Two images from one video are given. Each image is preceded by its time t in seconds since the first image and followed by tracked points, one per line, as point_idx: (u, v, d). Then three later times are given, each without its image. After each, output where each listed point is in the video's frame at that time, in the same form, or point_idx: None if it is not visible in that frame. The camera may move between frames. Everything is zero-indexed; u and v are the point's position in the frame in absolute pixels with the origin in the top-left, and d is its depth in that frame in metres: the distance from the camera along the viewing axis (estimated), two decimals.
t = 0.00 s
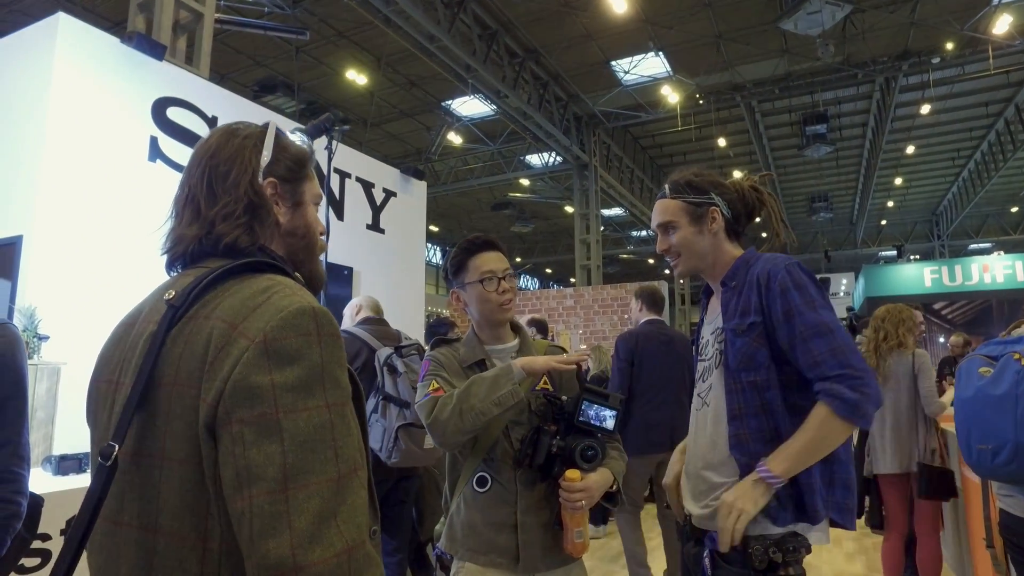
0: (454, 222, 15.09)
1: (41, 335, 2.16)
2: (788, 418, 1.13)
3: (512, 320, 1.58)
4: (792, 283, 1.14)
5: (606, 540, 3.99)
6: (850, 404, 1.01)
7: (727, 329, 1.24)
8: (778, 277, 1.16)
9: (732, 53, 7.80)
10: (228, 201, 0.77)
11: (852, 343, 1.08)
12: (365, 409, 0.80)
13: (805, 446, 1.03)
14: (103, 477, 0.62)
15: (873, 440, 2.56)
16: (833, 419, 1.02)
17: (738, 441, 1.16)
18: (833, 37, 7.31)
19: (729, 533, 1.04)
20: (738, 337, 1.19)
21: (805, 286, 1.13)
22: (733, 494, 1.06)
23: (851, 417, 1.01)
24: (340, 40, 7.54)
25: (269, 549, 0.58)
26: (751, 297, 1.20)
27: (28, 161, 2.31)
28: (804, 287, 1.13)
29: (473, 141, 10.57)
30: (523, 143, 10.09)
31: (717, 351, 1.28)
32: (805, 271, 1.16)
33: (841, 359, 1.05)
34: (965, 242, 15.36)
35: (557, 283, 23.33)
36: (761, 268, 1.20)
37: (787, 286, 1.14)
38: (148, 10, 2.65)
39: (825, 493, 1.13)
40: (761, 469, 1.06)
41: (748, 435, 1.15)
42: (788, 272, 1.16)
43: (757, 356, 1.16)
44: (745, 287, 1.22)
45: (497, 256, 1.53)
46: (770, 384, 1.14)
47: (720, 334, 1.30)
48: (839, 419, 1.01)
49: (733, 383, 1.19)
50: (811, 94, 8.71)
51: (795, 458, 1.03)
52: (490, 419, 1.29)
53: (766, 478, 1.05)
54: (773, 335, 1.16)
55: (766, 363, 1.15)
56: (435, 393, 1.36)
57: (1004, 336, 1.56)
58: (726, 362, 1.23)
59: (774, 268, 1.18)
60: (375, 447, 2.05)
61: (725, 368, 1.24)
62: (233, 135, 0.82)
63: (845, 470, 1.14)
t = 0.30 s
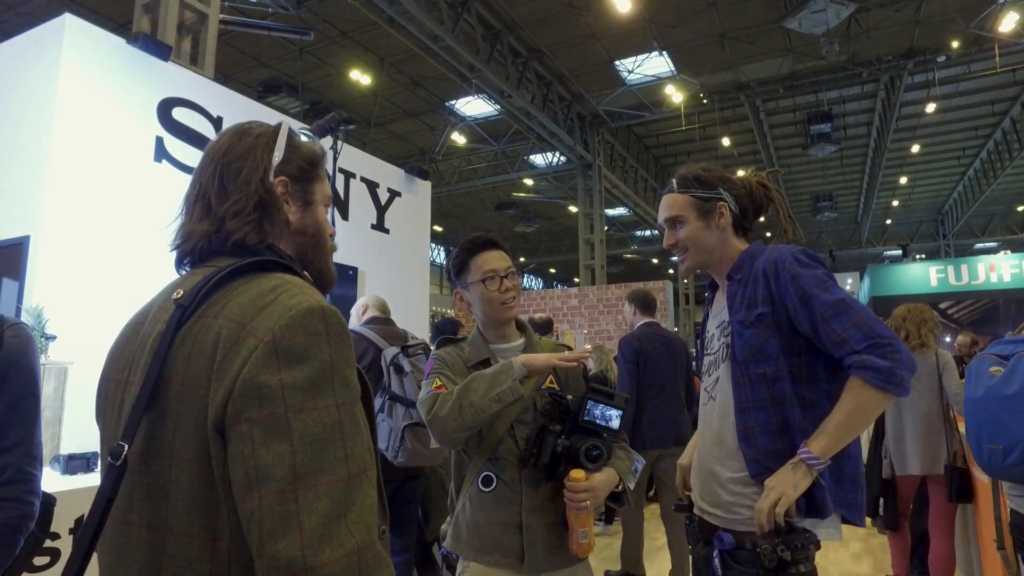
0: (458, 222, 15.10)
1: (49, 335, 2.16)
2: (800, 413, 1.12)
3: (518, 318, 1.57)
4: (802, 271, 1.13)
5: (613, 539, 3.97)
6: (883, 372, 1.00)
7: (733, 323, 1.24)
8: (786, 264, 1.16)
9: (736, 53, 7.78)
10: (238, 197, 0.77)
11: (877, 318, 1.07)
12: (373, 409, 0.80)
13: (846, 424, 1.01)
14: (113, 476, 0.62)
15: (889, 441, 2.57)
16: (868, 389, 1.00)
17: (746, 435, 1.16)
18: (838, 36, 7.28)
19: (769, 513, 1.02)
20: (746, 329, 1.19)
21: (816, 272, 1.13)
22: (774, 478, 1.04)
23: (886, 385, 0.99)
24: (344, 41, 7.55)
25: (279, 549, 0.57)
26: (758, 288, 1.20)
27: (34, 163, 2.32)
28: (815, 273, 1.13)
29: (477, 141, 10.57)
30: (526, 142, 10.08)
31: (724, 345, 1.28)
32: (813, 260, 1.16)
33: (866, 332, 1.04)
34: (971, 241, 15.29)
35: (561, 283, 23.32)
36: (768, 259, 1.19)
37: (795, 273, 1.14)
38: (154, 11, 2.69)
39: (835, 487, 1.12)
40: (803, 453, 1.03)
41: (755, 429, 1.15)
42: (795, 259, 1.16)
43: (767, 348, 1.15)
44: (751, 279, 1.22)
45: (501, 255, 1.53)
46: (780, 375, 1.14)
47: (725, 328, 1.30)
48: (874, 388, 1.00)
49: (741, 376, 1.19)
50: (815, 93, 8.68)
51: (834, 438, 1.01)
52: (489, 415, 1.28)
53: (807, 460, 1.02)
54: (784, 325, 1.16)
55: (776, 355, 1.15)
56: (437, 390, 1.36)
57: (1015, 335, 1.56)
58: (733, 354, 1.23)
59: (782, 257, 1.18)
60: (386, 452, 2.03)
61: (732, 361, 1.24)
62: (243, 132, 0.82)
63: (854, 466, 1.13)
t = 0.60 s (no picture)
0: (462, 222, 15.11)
1: (55, 334, 2.17)
2: (808, 409, 1.12)
3: (520, 317, 1.57)
4: (806, 267, 1.13)
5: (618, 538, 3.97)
6: (891, 373, 0.99)
7: (737, 320, 1.24)
8: (791, 261, 1.16)
9: (739, 52, 7.77)
10: (245, 195, 0.77)
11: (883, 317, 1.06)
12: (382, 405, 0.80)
13: (854, 424, 1.01)
14: (124, 473, 0.63)
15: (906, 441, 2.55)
16: (874, 390, 1.00)
17: (751, 432, 1.16)
18: (842, 35, 7.25)
19: (790, 517, 1.02)
20: (750, 326, 1.19)
21: (821, 269, 1.13)
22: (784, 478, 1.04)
23: (893, 386, 0.99)
24: (347, 41, 7.57)
25: (290, 547, 0.58)
26: (763, 285, 1.19)
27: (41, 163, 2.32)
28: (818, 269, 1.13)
29: (481, 141, 10.58)
30: (530, 142, 10.09)
31: (728, 342, 1.28)
32: (817, 256, 1.16)
33: (872, 331, 1.03)
34: (976, 240, 15.24)
35: (565, 283, 23.31)
36: (772, 256, 1.20)
37: (800, 271, 1.13)
38: (158, 12, 2.73)
39: (842, 485, 1.11)
40: (813, 455, 1.03)
41: (760, 427, 1.15)
42: (799, 256, 1.16)
43: (772, 345, 1.16)
44: (755, 276, 1.22)
45: (505, 253, 1.53)
46: (786, 371, 1.14)
47: (729, 325, 1.30)
48: (881, 388, 0.99)
49: (746, 372, 1.19)
50: (819, 92, 8.66)
51: (843, 437, 1.01)
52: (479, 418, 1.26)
53: (818, 463, 1.02)
54: (789, 322, 1.16)
55: (780, 352, 1.15)
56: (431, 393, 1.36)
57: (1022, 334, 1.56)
58: (737, 351, 1.23)
59: (787, 254, 1.17)
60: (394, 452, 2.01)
61: (737, 358, 1.23)
62: (249, 129, 0.82)
63: (862, 461, 1.12)
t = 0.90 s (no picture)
0: (464, 221, 15.11)
1: (59, 333, 2.18)
2: (806, 405, 1.12)
3: (518, 318, 1.58)
4: (807, 263, 1.14)
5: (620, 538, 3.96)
6: (891, 367, 1.00)
7: (735, 315, 1.24)
8: (791, 257, 1.16)
9: (741, 50, 7.76)
10: (250, 192, 0.78)
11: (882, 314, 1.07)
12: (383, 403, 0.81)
13: (851, 418, 1.01)
14: (126, 471, 0.63)
15: (915, 441, 2.50)
16: (874, 384, 1.00)
17: (748, 427, 1.16)
18: (845, 34, 7.24)
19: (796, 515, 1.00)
20: (749, 321, 1.19)
21: (819, 265, 1.14)
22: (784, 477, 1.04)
23: (892, 380, 0.99)
24: (349, 41, 7.57)
25: (291, 545, 0.58)
26: (762, 280, 1.20)
27: (44, 163, 2.33)
28: (818, 264, 1.13)
29: (483, 141, 10.58)
30: (532, 142, 10.09)
31: (726, 338, 1.28)
32: (816, 252, 1.17)
33: (871, 325, 1.04)
34: (979, 239, 15.21)
35: (567, 282, 23.30)
36: (770, 252, 1.20)
37: (800, 267, 1.14)
38: (161, 12, 2.73)
39: (839, 481, 1.11)
40: (809, 445, 1.03)
41: (757, 422, 1.15)
42: (799, 252, 1.16)
43: (769, 338, 1.16)
44: (754, 272, 1.22)
45: (504, 252, 1.54)
46: (784, 366, 1.14)
47: (727, 321, 1.30)
48: (881, 383, 0.99)
49: (742, 367, 1.19)
50: (822, 91, 8.65)
51: (838, 431, 1.02)
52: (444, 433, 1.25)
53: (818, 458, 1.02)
54: (787, 317, 1.16)
55: (778, 347, 1.15)
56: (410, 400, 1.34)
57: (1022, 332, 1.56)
58: (735, 346, 1.23)
59: (787, 250, 1.18)
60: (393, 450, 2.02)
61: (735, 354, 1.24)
62: (255, 127, 0.83)
63: (859, 459, 1.12)
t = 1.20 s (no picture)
0: (464, 221, 15.12)
1: (59, 334, 2.18)
2: (799, 404, 1.13)
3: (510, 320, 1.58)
4: (800, 261, 1.14)
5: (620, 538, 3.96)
6: (880, 369, 1.00)
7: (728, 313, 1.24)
8: (783, 256, 1.16)
9: (743, 50, 7.76)
10: (244, 194, 0.78)
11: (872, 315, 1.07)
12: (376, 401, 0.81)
13: (841, 419, 1.01)
14: (118, 473, 0.63)
15: (914, 441, 2.50)
16: (863, 385, 1.00)
17: (739, 425, 1.17)
18: (846, 34, 7.24)
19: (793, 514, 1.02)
20: (740, 318, 1.20)
21: (812, 265, 1.14)
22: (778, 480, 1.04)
23: (881, 382, 1.00)
24: (350, 41, 7.58)
25: (283, 547, 0.58)
26: (754, 278, 1.20)
27: (44, 163, 2.34)
28: (811, 264, 1.14)
29: (483, 141, 10.59)
30: (532, 142, 10.10)
31: (718, 335, 1.28)
32: (809, 251, 1.18)
33: (861, 326, 1.04)
34: (981, 240, 15.19)
35: (569, 283, 23.29)
36: (764, 250, 1.20)
37: (792, 265, 1.14)
38: (162, 12, 2.76)
39: (829, 481, 1.12)
40: (799, 448, 1.03)
41: (749, 420, 1.16)
42: (791, 251, 1.17)
43: (762, 336, 1.16)
44: (747, 270, 1.23)
45: (499, 252, 1.56)
46: (776, 364, 1.14)
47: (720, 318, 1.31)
48: (870, 384, 1.00)
49: (735, 365, 1.19)
50: (823, 91, 8.64)
51: (830, 432, 1.02)
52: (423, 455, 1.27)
53: (808, 458, 1.02)
54: (779, 315, 1.16)
55: (770, 345, 1.16)
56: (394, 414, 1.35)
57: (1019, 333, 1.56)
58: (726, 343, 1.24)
59: (779, 248, 1.18)
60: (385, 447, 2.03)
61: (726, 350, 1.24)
62: (249, 128, 0.84)
63: (848, 458, 1.12)
